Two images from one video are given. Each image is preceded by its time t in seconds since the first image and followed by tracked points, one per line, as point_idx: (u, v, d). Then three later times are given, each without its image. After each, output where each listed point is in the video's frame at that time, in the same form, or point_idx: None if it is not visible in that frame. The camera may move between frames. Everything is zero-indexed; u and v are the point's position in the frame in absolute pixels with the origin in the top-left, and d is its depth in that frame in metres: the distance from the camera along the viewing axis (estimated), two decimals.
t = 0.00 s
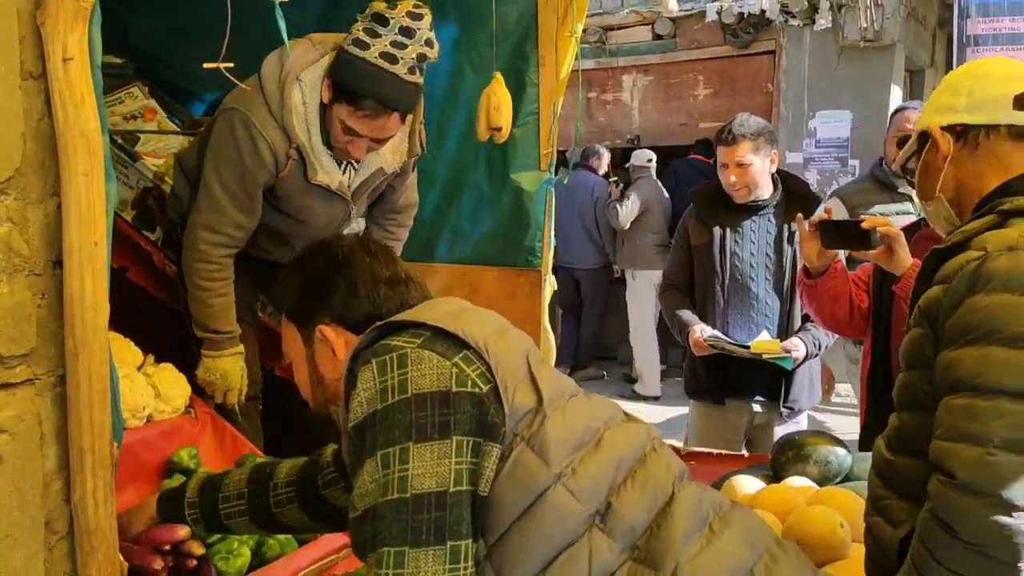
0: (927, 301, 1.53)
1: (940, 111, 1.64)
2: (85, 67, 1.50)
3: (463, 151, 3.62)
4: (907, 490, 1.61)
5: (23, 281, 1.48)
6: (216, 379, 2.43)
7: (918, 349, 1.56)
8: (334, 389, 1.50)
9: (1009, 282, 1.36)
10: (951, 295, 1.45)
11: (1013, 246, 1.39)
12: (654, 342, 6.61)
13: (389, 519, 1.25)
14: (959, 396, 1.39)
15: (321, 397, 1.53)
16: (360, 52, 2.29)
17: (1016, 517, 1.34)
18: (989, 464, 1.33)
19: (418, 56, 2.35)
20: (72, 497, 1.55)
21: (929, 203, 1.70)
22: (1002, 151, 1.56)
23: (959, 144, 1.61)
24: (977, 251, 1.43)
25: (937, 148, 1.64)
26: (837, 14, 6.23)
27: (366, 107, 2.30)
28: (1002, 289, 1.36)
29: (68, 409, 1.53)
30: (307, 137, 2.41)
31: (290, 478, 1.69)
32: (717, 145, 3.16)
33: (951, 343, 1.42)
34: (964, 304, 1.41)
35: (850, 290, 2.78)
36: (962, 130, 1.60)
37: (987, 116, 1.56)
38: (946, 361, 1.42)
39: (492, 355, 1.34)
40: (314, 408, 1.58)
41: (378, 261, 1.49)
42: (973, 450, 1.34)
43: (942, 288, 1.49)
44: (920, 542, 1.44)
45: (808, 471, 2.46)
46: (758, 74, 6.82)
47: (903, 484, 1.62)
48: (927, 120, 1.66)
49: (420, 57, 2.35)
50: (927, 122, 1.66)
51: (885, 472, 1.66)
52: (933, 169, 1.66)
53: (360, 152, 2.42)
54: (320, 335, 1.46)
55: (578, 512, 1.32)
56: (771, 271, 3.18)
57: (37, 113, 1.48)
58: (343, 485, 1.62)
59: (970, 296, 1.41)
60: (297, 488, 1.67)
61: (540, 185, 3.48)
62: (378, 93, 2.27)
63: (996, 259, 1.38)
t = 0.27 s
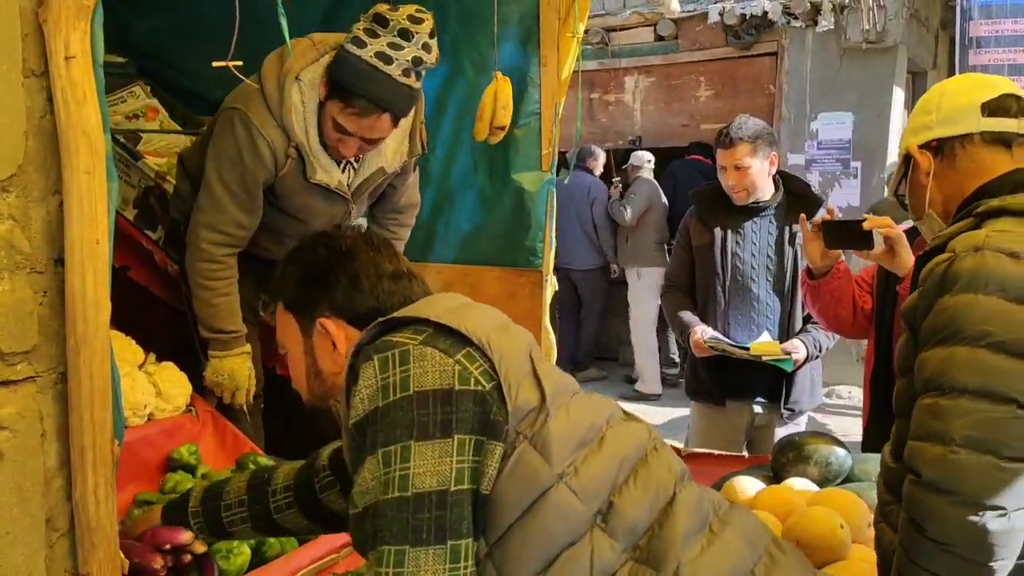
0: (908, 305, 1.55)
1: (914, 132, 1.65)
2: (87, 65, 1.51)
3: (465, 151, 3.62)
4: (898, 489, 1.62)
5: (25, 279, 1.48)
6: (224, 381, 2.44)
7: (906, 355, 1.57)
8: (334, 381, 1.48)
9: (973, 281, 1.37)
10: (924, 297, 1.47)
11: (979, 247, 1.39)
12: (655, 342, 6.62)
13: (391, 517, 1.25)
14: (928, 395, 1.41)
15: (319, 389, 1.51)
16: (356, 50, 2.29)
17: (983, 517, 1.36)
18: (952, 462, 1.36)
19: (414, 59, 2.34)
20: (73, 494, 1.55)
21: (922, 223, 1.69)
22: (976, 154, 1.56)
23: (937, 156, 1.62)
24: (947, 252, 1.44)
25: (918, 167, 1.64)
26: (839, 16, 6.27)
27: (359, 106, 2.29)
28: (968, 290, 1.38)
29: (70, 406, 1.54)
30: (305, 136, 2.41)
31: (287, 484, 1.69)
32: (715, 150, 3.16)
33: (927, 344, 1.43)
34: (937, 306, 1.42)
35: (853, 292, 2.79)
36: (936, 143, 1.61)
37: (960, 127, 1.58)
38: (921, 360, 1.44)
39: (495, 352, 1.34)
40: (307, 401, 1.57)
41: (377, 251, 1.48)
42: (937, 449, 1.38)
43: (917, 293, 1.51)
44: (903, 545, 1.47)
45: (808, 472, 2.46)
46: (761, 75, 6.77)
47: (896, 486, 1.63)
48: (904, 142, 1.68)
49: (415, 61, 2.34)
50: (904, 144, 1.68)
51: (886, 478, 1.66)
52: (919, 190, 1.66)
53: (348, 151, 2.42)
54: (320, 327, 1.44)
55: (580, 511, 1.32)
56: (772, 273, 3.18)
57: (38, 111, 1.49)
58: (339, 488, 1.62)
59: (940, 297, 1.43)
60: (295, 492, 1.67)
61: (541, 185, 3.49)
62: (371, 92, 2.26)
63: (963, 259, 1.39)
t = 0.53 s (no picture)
0: (911, 310, 1.55)
1: (915, 131, 1.65)
2: (94, 63, 1.52)
3: (466, 150, 3.62)
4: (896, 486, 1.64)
5: (30, 276, 1.49)
6: (226, 378, 2.44)
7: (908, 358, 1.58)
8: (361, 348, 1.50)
9: (980, 289, 1.38)
10: (929, 302, 1.47)
11: (987, 253, 1.39)
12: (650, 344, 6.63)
13: (405, 513, 1.27)
14: (933, 402, 1.42)
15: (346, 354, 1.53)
16: (353, 47, 2.30)
17: (984, 528, 1.37)
18: (954, 473, 1.37)
19: (410, 54, 2.34)
20: (79, 490, 1.56)
21: (922, 223, 1.69)
22: (987, 152, 1.57)
23: (940, 153, 1.62)
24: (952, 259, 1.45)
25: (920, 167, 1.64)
26: (841, 16, 6.28)
27: (360, 104, 2.31)
28: (975, 297, 1.38)
29: (75, 402, 1.54)
30: (303, 136, 2.42)
31: (323, 469, 1.73)
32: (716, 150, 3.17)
33: (932, 350, 1.44)
34: (942, 312, 1.43)
35: (858, 292, 2.79)
36: (943, 142, 1.61)
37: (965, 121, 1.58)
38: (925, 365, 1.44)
39: (518, 347, 1.34)
40: (337, 365, 1.58)
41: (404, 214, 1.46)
42: (940, 459, 1.38)
43: (922, 296, 1.50)
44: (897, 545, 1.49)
45: (810, 470, 2.47)
46: (763, 76, 6.78)
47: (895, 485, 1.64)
48: (904, 142, 1.67)
49: (411, 56, 2.34)
50: (904, 145, 1.67)
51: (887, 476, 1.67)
52: (920, 192, 1.66)
53: (348, 148, 2.44)
54: (346, 297, 1.45)
55: (600, 513, 1.33)
56: (773, 273, 3.19)
57: (44, 109, 1.49)
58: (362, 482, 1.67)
59: (946, 303, 1.43)
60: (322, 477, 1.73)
61: (544, 185, 3.52)
62: (371, 90, 2.27)
63: (971, 266, 1.40)
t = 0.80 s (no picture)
0: (911, 316, 1.54)
1: (910, 137, 1.64)
2: (95, 63, 1.52)
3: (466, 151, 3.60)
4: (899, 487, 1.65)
5: (32, 275, 1.49)
6: (223, 376, 2.46)
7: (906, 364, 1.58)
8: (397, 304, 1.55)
9: (978, 298, 1.36)
10: (928, 310, 1.47)
11: (985, 262, 1.37)
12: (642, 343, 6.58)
13: (411, 512, 1.31)
14: (932, 409, 1.41)
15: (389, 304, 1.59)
16: (355, 47, 2.29)
17: (984, 533, 1.38)
18: (954, 480, 1.37)
19: (414, 47, 2.33)
20: (80, 489, 1.56)
21: (918, 230, 1.65)
22: (982, 156, 1.57)
23: (939, 157, 1.60)
24: (951, 267, 1.43)
25: (917, 170, 1.62)
26: (842, 17, 6.28)
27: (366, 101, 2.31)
28: (973, 307, 1.37)
29: (76, 401, 1.54)
30: (304, 135, 2.42)
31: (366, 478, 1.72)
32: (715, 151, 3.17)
33: (931, 357, 1.43)
34: (941, 320, 1.42)
35: (861, 291, 2.79)
36: (939, 147, 1.60)
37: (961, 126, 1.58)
38: (926, 373, 1.43)
39: (531, 350, 1.29)
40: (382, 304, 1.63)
41: (420, 176, 1.38)
42: (940, 466, 1.38)
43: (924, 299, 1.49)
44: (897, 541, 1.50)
45: (809, 470, 2.47)
46: (764, 76, 6.78)
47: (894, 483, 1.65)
48: (899, 148, 1.65)
49: (415, 49, 2.33)
50: (899, 150, 1.65)
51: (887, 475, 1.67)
52: (916, 196, 1.64)
53: (360, 147, 2.47)
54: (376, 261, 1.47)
55: (608, 528, 1.29)
56: (774, 272, 3.19)
57: (46, 108, 1.49)
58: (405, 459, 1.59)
59: (944, 311, 1.42)
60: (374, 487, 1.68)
61: (545, 184, 3.50)
62: (375, 84, 2.27)
63: (969, 275, 1.38)
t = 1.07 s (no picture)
0: (937, 314, 1.56)
1: (929, 138, 1.69)
2: (98, 63, 1.52)
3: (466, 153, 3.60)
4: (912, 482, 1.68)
5: (34, 273, 1.49)
6: (229, 378, 2.50)
7: (926, 361, 1.61)
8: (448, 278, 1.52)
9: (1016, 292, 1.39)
10: (960, 307, 1.48)
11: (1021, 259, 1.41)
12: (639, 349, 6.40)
13: (414, 511, 1.31)
14: (973, 404, 1.42)
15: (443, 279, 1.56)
16: (369, 36, 2.35)
17: None
18: (1000, 471, 1.37)
19: (422, 18, 2.43)
20: (81, 488, 1.56)
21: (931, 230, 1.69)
22: (998, 161, 1.66)
23: (959, 160, 1.67)
24: (985, 264, 1.46)
25: (938, 171, 1.67)
26: (845, 16, 6.27)
27: (389, 83, 2.34)
28: (1012, 302, 1.39)
29: (78, 400, 1.54)
30: (310, 132, 2.41)
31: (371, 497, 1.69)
32: (716, 153, 3.15)
33: (964, 353, 1.45)
34: (976, 316, 1.44)
35: (865, 290, 2.79)
36: (960, 150, 1.66)
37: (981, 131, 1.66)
38: (959, 370, 1.45)
39: (531, 361, 1.24)
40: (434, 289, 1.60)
41: (454, 147, 1.36)
42: (985, 458, 1.39)
43: (955, 297, 1.52)
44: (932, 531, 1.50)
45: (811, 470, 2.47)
46: (766, 76, 6.78)
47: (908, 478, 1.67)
48: (918, 148, 1.69)
49: (423, 19, 2.44)
50: (918, 149, 1.69)
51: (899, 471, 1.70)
52: (934, 197, 1.68)
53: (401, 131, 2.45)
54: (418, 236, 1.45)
55: (604, 541, 1.26)
56: (775, 272, 3.19)
57: (48, 108, 1.50)
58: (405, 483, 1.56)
59: (978, 308, 1.44)
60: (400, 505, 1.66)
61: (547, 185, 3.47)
62: (396, 66, 2.33)
63: (1004, 272, 1.41)
